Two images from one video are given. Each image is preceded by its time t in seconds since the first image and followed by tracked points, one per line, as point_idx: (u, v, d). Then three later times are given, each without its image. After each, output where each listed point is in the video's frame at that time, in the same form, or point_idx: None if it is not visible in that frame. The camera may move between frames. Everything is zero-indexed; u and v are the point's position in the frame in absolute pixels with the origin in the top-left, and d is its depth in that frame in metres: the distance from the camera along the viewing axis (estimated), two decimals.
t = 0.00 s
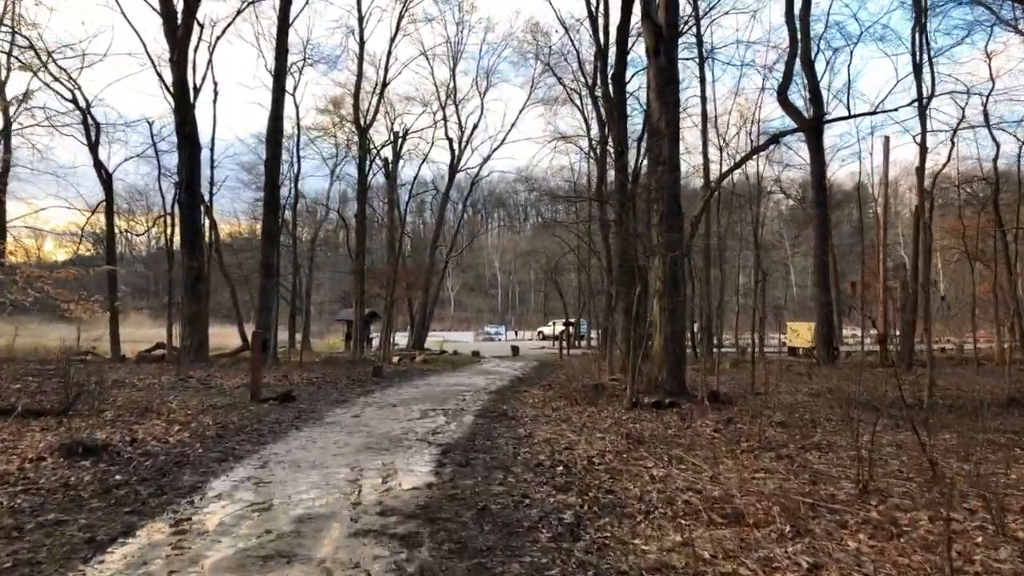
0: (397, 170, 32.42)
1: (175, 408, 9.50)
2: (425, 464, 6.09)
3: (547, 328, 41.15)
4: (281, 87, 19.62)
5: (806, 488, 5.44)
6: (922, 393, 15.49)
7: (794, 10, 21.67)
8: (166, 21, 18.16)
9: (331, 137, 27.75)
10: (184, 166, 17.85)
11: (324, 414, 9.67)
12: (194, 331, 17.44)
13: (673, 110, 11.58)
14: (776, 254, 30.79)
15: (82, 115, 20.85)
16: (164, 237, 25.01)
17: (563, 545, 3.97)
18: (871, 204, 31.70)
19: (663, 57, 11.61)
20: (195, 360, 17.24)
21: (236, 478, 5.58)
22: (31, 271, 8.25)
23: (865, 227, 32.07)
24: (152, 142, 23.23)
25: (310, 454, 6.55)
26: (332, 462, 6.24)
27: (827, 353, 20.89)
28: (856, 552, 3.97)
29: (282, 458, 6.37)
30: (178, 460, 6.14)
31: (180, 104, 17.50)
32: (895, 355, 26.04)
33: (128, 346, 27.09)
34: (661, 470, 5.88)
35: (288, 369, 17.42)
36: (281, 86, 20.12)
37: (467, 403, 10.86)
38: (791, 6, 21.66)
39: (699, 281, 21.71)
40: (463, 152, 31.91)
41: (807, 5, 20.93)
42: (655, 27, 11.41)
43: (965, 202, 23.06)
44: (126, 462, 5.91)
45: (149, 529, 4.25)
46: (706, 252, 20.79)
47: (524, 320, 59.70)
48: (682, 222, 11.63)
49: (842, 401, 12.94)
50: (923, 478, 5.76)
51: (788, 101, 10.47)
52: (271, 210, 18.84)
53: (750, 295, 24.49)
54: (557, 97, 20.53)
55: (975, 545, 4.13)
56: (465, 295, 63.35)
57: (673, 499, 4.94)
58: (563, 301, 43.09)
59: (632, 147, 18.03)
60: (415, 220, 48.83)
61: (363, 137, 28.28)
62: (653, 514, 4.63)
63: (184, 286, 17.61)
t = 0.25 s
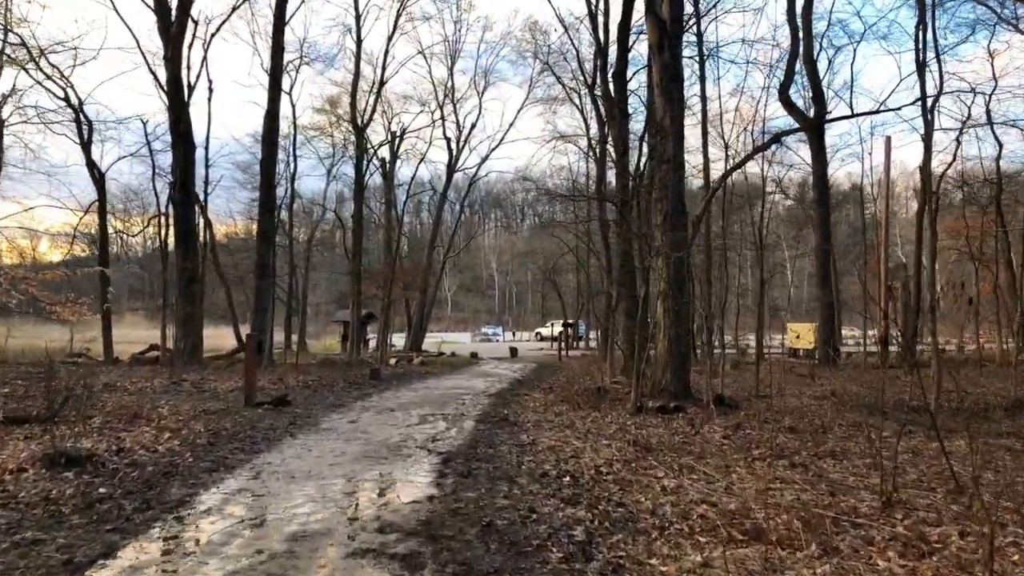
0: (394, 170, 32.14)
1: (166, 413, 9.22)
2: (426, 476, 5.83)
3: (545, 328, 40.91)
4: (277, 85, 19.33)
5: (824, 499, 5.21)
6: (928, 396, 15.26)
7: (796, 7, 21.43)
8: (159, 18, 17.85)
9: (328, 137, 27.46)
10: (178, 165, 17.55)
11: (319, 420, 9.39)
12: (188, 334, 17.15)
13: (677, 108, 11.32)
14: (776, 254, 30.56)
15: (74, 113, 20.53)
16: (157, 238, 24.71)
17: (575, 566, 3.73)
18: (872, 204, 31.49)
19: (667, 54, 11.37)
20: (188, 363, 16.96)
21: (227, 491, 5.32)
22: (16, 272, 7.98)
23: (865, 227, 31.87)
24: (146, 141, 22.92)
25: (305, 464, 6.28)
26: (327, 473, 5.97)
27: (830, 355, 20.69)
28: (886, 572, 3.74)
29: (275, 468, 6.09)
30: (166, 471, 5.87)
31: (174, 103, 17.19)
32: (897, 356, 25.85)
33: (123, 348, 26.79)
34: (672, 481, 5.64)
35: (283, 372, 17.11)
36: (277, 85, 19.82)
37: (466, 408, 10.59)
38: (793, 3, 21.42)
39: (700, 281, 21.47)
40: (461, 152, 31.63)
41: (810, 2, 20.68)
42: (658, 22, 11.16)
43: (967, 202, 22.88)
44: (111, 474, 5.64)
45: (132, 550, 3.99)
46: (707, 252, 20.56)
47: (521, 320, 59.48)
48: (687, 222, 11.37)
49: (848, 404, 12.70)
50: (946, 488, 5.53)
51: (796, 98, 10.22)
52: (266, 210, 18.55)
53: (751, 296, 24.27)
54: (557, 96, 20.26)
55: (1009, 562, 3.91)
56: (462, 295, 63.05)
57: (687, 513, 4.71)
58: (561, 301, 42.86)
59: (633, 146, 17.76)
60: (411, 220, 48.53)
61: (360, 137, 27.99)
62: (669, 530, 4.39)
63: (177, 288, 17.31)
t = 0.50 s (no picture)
0: (379, 169, 31.76)
1: (142, 417, 8.87)
2: (412, 482, 5.55)
3: (532, 329, 40.69)
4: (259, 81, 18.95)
5: (829, 505, 4.99)
6: (918, 395, 15.16)
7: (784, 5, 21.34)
8: (138, 12, 17.41)
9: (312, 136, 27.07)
10: (157, 163, 17.13)
11: (302, 424, 9.08)
12: (168, 335, 16.72)
13: (667, 103, 11.10)
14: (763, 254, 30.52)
15: (50, 110, 20.04)
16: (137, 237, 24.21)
17: None
18: (858, 203, 31.51)
19: (657, 48, 11.16)
20: (169, 365, 16.54)
21: (200, 501, 5.02)
22: None
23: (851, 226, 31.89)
24: (125, 138, 22.45)
25: (285, 471, 5.97)
26: (309, 480, 5.66)
27: (819, 354, 20.61)
28: None
29: (253, 475, 5.78)
30: (136, 479, 5.55)
31: (153, 97, 16.75)
32: (884, 355, 25.82)
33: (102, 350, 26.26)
34: (670, 486, 5.40)
35: (266, 373, 16.74)
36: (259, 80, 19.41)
37: (453, 410, 10.31)
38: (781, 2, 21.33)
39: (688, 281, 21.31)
40: (447, 151, 31.32)
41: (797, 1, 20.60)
42: (648, 16, 10.95)
43: (953, 200, 22.91)
44: (77, 484, 5.32)
45: (92, 567, 3.68)
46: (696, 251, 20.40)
47: (508, 320, 59.21)
48: (678, 219, 11.15)
49: (840, 404, 12.53)
50: (953, 491, 5.33)
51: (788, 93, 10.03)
52: (248, 208, 18.17)
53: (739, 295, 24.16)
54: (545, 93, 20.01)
55: None
56: (448, 296, 62.69)
57: (688, 521, 4.47)
58: (547, 301, 42.63)
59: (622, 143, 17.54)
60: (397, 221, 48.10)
61: (345, 135, 27.61)
62: (671, 540, 4.15)
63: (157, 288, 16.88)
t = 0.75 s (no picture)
0: (370, 164, 31.33)
1: (122, 418, 8.51)
2: (405, 489, 5.23)
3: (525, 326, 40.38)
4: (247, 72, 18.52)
5: (849, 513, 4.71)
6: (918, 393, 14.96)
7: None
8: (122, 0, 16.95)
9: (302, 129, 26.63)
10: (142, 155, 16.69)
11: (288, 425, 8.71)
12: (154, 333, 16.30)
13: (667, 94, 10.76)
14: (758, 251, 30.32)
15: (33, 101, 19.55)
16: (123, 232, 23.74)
17: None
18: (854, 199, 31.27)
19: (657, 37, 10.84)
20: (155, 363, 16.14)
21: (176, 510, 4.68)
22: None
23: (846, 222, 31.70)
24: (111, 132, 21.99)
25: (270, 477, 5.63)
26: (294, 488, 5.32)
27: (816, 352, 20.39)
28: None
29: (236, 481, 5.46)
30: (109, 487, 5.20)
31: (138, 88, 16.30)
32: (880, 352, 25.64)
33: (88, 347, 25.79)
34: (679, 492, 5.10)
35: (254, 371, 16.36)
36: (247, 72, 18.94)
37: (447, 410, 9.98)
38: None
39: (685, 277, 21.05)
40: (439, 145, 30.90)
41: None
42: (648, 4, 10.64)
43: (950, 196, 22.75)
44: (45, 492, 4.97)
45: None
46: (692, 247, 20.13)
47: (500, 316, 58.93)
48: (678, 214, 10.84)
49: (843, 405, 12.26)
50: (976, 498, 5.06)
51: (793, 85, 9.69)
52: (236, 202, 17.76)
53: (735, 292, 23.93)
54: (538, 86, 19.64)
55: None
56: (441, 293, 62.28)
57: (702, 533, 4.17)
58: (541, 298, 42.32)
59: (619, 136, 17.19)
60: (388, 216, 47.63)
61: (335, 129, 27.18)
62: (686, 555, 3.85)
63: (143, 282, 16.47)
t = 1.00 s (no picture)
0: (368, 163, 31.00)
1: (109, 420, 8.18)
2: (404, 499, 4.93)
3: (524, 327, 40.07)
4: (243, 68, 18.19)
5: (878, 527, 4.43)
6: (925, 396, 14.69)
7: None
8: None
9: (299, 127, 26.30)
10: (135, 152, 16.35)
11: (283, 428, 8.40)
12: (147, 333, 15.97)
13: (673, 89, 10.47)
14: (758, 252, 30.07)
15: (25, 97, 19.21)
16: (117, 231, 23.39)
17: None
18: (856, 199, 31.03)
19: (663, 30, 10.55)
20: (148, 363, 15.80)
21: (159, 522, 4.38)
22: None
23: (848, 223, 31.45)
24: (105, 129, 21.65)
25: (262, 485, 5.33)
26: (287, 497, 5.02)
27: (819, 354, 20.12)
28: None
29: (226, 490, 5.16)
30: (90, 496, 4.89)
31: (131, 83, 15.97)
32: (882, 355, 25.40)
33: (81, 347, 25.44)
34: (695, 504, 4.82)
35: (248, 372, 16.03)
36: (243, 68, 18.62)
37: (447, 413, 9.67)
38: None
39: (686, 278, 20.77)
40: (438, 144, 30.57)
41: None
42: None
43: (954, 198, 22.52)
44: (21, 502, 4.65)
45: None
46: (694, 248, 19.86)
47: (499, 317, 58.62)
48: (685, 213, 10.55)
49: (852, 408, 11.98)
50: (1010, 510, 4.78)
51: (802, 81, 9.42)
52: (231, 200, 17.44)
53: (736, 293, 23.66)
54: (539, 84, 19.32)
55: None
56: (439, 294, 61.91)
57: (725, 549, 3.88)
58: (539, 299, 42.01)
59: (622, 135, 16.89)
60: (386, 216, 47.28)
61: (333, 128, 26.85)
62: (710, 574, 3.57)
63: (136, 281, 16.14)
